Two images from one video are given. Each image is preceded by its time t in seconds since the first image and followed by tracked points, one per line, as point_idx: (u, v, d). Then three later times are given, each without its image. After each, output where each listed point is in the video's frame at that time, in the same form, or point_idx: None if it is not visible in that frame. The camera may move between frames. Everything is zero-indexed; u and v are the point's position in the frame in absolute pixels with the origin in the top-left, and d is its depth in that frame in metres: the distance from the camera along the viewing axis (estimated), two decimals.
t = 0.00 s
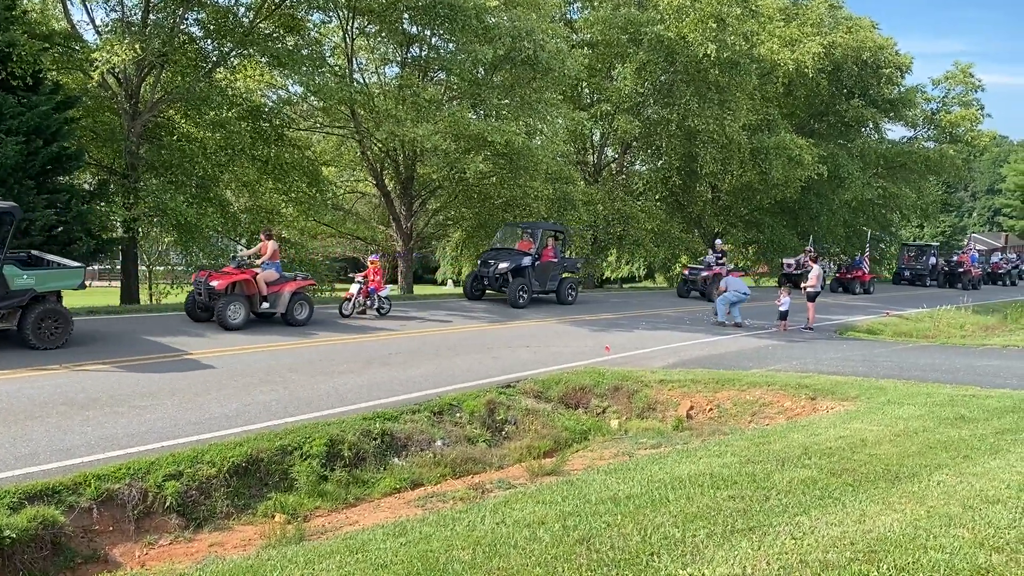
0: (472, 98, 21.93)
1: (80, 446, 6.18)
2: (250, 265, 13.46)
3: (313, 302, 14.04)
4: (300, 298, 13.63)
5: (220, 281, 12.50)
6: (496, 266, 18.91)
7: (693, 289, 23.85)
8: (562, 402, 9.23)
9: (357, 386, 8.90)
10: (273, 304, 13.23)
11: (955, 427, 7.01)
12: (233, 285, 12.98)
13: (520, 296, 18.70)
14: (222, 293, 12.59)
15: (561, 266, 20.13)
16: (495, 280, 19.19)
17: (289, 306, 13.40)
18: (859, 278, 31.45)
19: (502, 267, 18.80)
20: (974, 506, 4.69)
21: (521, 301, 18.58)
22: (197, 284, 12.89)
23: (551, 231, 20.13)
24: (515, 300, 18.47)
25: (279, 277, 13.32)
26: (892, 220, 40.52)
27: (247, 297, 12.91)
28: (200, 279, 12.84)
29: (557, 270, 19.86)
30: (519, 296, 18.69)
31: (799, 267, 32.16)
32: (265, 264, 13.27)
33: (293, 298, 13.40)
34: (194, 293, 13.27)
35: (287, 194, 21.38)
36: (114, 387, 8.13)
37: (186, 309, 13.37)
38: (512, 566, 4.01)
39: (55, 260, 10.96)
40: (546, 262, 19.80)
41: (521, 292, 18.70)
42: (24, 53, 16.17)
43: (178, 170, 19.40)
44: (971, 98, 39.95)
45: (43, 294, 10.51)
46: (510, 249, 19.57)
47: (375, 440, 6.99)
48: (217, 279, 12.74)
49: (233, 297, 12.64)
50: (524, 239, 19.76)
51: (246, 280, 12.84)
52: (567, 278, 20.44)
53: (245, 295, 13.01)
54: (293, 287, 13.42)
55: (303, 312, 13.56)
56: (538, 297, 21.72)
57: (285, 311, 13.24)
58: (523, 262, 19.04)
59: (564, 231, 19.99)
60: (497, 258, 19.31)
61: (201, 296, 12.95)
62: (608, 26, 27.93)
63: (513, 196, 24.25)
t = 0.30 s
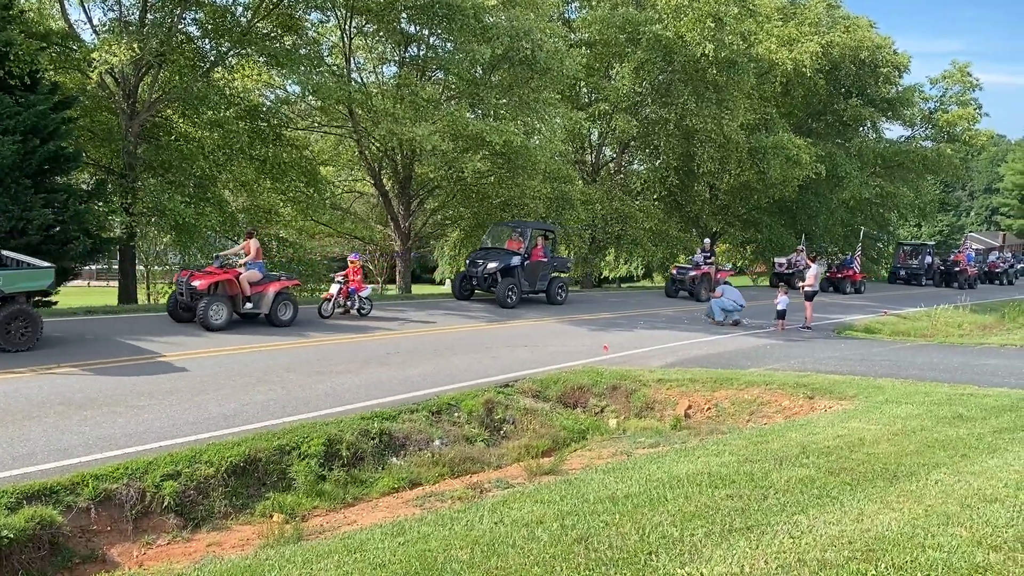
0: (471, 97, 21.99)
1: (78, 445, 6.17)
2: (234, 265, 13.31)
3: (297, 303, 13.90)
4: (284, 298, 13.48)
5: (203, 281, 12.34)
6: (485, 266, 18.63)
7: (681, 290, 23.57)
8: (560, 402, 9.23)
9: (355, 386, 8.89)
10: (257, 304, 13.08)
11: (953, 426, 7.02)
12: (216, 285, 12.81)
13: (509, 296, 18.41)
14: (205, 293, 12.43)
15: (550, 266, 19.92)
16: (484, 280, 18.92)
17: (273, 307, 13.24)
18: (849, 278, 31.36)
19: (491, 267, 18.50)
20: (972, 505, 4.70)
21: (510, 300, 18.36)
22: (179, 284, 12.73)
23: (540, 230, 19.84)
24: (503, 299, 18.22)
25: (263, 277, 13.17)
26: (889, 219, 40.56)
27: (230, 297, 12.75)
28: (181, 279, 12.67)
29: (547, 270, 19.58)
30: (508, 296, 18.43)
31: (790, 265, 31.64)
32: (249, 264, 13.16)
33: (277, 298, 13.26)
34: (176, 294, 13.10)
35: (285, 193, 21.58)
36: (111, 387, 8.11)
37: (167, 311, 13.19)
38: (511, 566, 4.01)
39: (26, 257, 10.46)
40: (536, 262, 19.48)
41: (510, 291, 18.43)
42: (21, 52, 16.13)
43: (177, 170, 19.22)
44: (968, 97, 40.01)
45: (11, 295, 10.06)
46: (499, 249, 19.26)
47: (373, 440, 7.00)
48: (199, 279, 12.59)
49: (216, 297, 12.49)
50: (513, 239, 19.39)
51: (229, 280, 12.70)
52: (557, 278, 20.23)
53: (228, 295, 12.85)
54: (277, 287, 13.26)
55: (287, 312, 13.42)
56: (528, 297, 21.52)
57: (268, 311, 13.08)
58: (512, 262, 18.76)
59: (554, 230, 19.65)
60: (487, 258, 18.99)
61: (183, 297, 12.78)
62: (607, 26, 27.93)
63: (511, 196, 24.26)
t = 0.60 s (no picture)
0: (469, 96, 21.88)
1: (77, 445, 6.17)
2: (217, 265, 13.16)
3: (282, 303, 13.76)
4: (268, 298, 13.34)
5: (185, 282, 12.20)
6: (475, 265, 18.42)
7: (671, 289, 23.37)
8: (559, 401, 9.23)
9: (354, 385, 8.89)
10: (240, 305, 12.93)
11: (952, 424, 7.02)
12: (198, 285, 12.67)
13: (499, 296, 18.24)
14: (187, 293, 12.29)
15: (541, 265, 19.70)
16: (473, 280, 18.71)
17: (257, 307, 13.10)
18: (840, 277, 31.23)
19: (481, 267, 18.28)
20: (972, 503, 4.69)
21: (500, 300, 18.15)
22: (161, 284, 12.60)
23: (530, 229, 19.64)
24: (493, 299, 18.00)
25: (247, 277, 13.04)
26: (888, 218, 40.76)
27: (212, 297, 12.61)
28: (163, 279, 12.52)
29: (537, 269, 19.43)
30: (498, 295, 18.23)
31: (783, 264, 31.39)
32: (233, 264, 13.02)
33: (261, 299, 13.12)
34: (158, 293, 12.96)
35: (283, 192, 21.29)
36: (110, 387, 8.11)
37: (150, 311, 13.05)
38: (511, 564, 4.02)
39: None
40: (526, 261, 19.33)
41: (500, 290, 18.25)
42: (19, 52, 16.13)
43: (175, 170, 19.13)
44: (967, 96, 40.02)
45: None
46: (489, 249, 19.06)
47: (372, 439, 7.00)
48: (181, 278, 12.45)
49: (198, 297, 12.35)
50: (502, 239, 19.24)
51: (212, 280, 12.55)
52: (548, 277, 20.00)
53: (211, 295, 12.72)
54: (262, 287, 13.13)
55: (271, 313, 13.27)
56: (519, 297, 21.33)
57: (252, 311, 12.94)
58: (502, 261, 18.61)
59: (543, 229, 19.53)
60: (476, 257, 18.78)
61: (165, 296, 12.64)
62: (605, 25, 27.93)
63: (509, 195, 24.26)
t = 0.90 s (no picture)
0: (468, 96, 21.78)
1: (76, 445, 6.16)
2: (199, 264, 12.90)
3: (265, 304, 13.49)
4: (251, 298, 13.07)
5: (165, 281, 11.98)
6: (464, 264, 18.39)
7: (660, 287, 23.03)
8: (558, 399, 9.24)
9: (354, 384, 8.90)
10: (222, 305, 12.70)
11: (950, 422, 7.04)
12: (179, 285, 12.42)
13: (488, 295, 18.11)
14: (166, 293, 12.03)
15: (532, 264, 19.46)
16: (463, 279, 18.72)
17: (239, 307, 12.84)
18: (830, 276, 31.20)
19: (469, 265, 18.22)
20: (971, 501, 4.70)
21: (489, 300, 18.01)
22: (141, 284, 12.34)
23: (521, 228, 19.33)
24: (483, 299, 17.88)
25: (229, 276, 12.78)
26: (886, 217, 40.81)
27: (193, 297, 12.35)
28: (143, 278, 12.29)
29: (528, 268, 19.21)
30: (487, 295, 18.09)
31: (774, 263, 31.37)
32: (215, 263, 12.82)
33: (243, 298, 12.90)
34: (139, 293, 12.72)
35: (282, 190, 21.24)
36: (109, 386, 8.09)
37: (131, 310, 12.81)
38: (511, 562, 4.03)
39: None
40: (516, 260, 19.13)
41: (489, 290, 18.13)
42: (18, 51, 16.10)
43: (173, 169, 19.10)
44: (965, 94, 40.06)
45: None
46: (478, 247, 19.01)
47: (371, 438, 7.00)
48: (161, 278, 12.20)
49: (179, 297, 12.12)
50: (491, 237, 19.09)
51: (192, 279, 12.33)
52: (539, 276, 19.72)
53: (192, 295, 12.46)
54: (244, 287, 12.87)
55: (254, 313, 13.04)
56: (512, 297, 21.12)
57: (233, 312, 12.68)
58: (491, 260, 18.48)
59: (534, 227, 19.27)
60: (464, 255, 18.78)
61: (145, 296, 12.39)
62: (604, 23, 27.92)
63: (508, 193, 24.28)
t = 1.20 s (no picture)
0: (467, 94, 21.85)
1: (75, 444, 6.16)
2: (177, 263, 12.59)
3: (245, 303, 13.19)
4: (231, 298, 12.77)
5: (141, 280, 11.65)
6: (453, 263, 18.22)
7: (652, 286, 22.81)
8: (557, 398, 9.25)
9: (353, 382, 8.90)
10: (201, 305, 12.38)
11: (949, 419, 7.05)
12: (156, 284, 12.09)
13: (477, 295, 17.95)
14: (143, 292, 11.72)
15: (522, 263, 19.13)
16: (452, 278, 18.57)
17: (218, 307, 12.53)
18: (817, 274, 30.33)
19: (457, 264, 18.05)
20: (970, 498, 4.71)
21: (478, 299, 17.84)
22: (117, 283, 12.02)
23: (510, 225, 19.05)
24: (471, 298, 17.76)
25: (208, 275, 12.48)
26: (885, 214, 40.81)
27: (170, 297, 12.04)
28: (118, 278, 11.97)
29: (518, 267, 18.91)
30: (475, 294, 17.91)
31: (766, 262, 31.25)
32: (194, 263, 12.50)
33: (222, 299, 12.57)
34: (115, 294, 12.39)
35: (280, 189, 21.17)
36: (107, 386, 8.08)
37: (108, 312, 12.49)
38: (509, 560, 4.03)
39: None
40: (506, 259, 18.85)
41: (478, 289, 17.99)
42: (16, 50, 16.11)
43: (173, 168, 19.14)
44: (964, 91, 40.06)
45: None
46: (466, 245, 18.81)
47: (370, 436, 7.00)
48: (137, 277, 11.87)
49: (155, 297, 11.80)
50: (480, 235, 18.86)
51: (170, 279, 12.00)
52: (529, 276, 19.40)
53: (170, 295, 12.14)
54: (224, 287, 12.57)
55: (233, 313, 12.72)
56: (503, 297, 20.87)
57: (212, 311, 12.38)
58: (480, 259, 18.28)
59: (523, 225, 18.97)
60: (453, 254, 18.61)
61: (121, 297, 12.07)
62: (602, 21, 27.88)
63: (508, 191, 24.26)
